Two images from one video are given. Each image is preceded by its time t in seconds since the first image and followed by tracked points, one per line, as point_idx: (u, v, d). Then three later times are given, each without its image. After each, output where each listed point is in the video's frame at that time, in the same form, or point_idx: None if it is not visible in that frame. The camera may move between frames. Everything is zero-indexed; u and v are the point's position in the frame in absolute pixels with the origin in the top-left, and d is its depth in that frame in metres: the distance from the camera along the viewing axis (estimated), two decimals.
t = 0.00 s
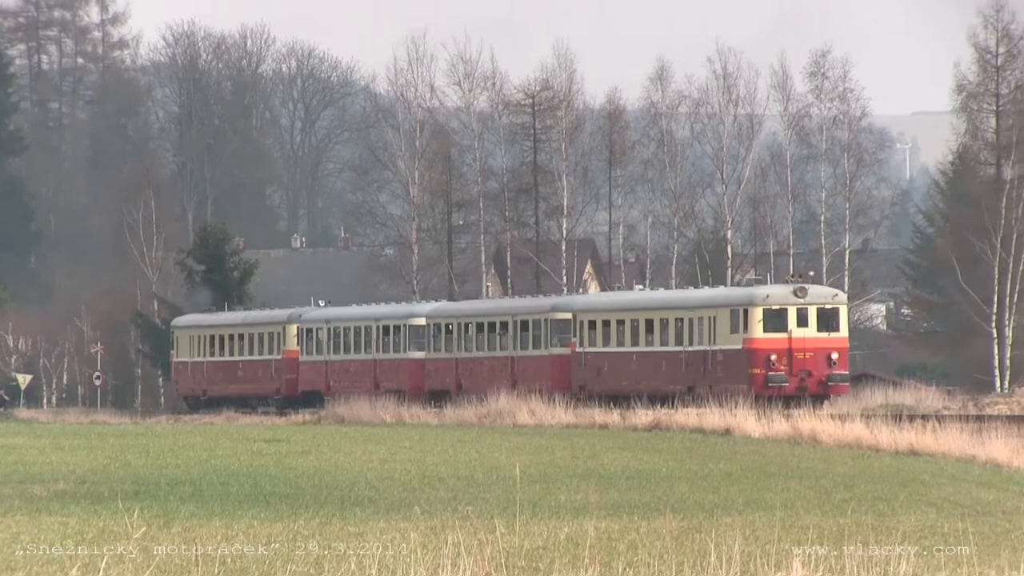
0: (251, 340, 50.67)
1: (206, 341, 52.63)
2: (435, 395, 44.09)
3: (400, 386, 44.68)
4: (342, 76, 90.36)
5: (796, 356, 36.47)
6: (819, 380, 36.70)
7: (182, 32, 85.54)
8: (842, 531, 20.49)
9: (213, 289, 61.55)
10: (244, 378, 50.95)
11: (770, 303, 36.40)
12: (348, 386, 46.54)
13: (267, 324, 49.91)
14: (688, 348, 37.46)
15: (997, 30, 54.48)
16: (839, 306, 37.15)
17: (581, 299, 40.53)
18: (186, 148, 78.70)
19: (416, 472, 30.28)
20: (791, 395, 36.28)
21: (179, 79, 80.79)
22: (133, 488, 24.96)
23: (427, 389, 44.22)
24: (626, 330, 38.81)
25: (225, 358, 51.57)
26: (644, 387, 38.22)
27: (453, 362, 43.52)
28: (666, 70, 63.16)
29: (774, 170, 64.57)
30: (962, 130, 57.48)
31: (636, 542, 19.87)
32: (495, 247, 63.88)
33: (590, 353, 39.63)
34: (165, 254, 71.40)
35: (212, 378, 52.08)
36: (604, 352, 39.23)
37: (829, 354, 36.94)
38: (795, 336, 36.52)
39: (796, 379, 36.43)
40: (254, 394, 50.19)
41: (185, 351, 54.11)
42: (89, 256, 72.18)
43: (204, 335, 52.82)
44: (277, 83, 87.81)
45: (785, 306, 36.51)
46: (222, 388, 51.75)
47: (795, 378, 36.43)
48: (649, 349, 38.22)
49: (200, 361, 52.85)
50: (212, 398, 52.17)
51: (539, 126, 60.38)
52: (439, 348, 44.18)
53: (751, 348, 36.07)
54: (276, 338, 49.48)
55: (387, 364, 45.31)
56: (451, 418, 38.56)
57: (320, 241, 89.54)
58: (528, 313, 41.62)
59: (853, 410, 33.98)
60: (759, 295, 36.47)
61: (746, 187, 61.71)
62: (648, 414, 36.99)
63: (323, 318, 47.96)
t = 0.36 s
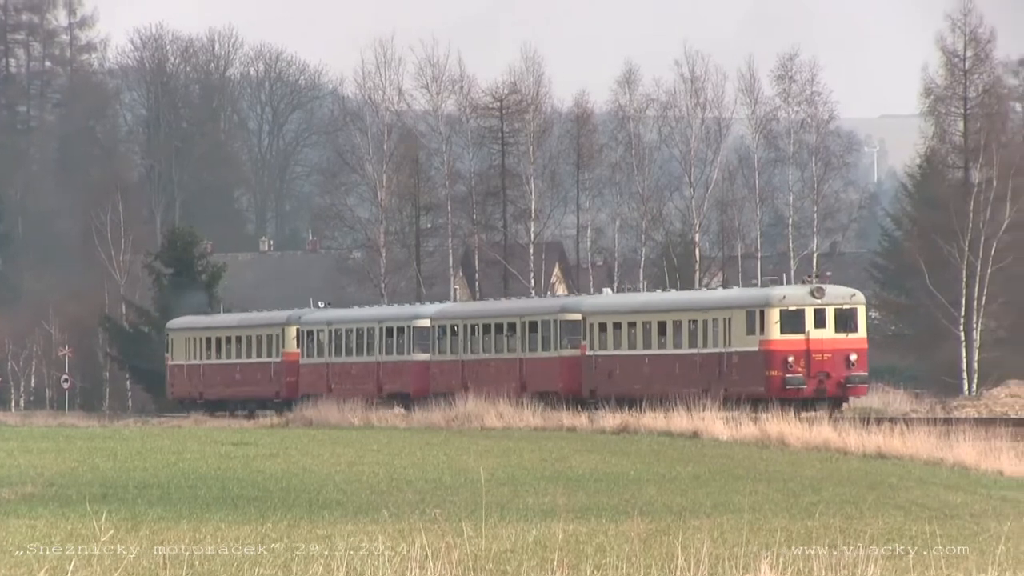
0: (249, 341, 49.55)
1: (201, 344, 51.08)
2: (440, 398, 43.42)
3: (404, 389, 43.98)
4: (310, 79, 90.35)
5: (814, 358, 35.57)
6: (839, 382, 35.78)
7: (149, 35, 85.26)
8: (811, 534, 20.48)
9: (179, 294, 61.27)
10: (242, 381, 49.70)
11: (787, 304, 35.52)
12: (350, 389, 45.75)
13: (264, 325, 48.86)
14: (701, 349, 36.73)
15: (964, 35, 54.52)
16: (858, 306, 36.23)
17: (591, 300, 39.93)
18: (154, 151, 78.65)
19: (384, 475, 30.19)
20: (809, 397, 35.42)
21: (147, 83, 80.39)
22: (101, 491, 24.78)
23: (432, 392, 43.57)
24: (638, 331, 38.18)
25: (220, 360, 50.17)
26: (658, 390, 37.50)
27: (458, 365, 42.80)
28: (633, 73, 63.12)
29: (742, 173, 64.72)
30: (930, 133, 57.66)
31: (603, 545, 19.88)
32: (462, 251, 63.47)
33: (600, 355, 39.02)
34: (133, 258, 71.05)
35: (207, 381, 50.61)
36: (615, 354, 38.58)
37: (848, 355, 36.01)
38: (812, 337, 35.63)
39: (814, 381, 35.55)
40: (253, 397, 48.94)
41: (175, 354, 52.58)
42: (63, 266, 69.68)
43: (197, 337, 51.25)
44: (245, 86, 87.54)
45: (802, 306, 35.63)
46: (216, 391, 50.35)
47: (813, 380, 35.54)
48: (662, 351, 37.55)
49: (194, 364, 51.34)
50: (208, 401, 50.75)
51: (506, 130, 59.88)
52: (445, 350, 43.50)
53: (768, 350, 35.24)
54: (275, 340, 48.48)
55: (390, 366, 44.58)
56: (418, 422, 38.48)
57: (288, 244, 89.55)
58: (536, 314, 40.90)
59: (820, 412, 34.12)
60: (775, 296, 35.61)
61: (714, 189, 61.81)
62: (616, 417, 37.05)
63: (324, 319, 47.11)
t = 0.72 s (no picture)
0: (248, 342, 48.72)
1: (201, 345, 50.30)
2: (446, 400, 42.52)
3: (409, 390, 43.07)
4: (277, 81, 90.30)
5: (834, 358, 34.59)
6: (859, 383, 34.77)
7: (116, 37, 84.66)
8: (777, 535, 20.56)
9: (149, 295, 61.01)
10: (241, 382, 48.84)
11: (807, 303, 34.53)
12: (353, 390, 44.84)
13: (265, 326, 48.06)
14: (718, 350, 35.95)
15: (932, 36, 55.04)
16: (879, 305, 35.25)
17: (603, 300, 39.20)
18: (122, 152, 78.42)
19: (351, 476, 30.18)
20: (830, 398, 34.39)
21: (116, 84, 78.93)
22: (69, 493, 24.68)
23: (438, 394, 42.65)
24: (652, 331, 37.40)
25: (220, 361, 49.34)
26: (673, 392, 36.74)
27: (465, 366, 41.93)
28: (601, 74, 63.13)
29: (710, 175, 64.90)
30: (898, 135, 57.77)
31: (571, 546, 19.86)
32: (430, 251, 63.60)
33: (614, 356, 38.30)
34: (101, 260, 70.84)
35: (207, 383, 49.78)
36: (629, 355, 37.84)
37: (869, 355, 34.98)
38: (832, 337, 34.64)
39: (834, 382, 34.53)
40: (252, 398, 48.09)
41: (175, 355, 51.86)
42: (32, 267, 66.89)
43: (197, 338, 50.50)
44: (213, 87, 87.38)
45: (822, 305, 34.63)
46: (215, 392, 49.51)
47: (833, 381, 34.53)
48: (676, 352, 36.73)
49: (194, 365, 50.55)
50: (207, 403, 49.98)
51: (474, 131, 60.06)
52: (451, 351, 42.60)
53: (787, 350, 34.25)
54: (275, 340, 47.65)
55: (395, 367, 43.70)
56: (387, 423, 38.45)
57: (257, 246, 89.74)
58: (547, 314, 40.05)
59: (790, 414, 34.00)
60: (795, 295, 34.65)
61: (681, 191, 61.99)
62: (585, 419, 37.15)
63: (326, 319, 46.21)
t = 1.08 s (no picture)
0: (236, 343, 47.34)
1: (187, 347, 48.83)
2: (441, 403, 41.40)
3: (403, 394, 41.88)
4: (232, 84, 87.38)
5: (842, 362, 33.67)
6: (868, 386, 33.79)
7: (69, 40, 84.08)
8: (733, 539, 20.58)
9: (103, 298, 60.30)
10: (229, 385, 47.41)
11: (814, 305, 33.64)
12: (344, 393, 43.58)
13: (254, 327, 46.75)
14: (723, 353, 35.00)
15: (887, 40, 55.61)
16: (888, 306, 34.20)
17: (604, 302, 38.23)
18: (76, 156, 77.84)
19: (306, 480, 30.05)
20: (838, 403, 33.47)
21: (71, 87, 75.67)
22: (23, 497, 24.48)
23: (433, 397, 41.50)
24: (655, 334, 36.39)
25: (207, 363, 47.89)
26: (678, 395, 35.78)
27: (462, 369, 40.89)
28: (556, 78, 63.01)
29: (664, 179, 65.17)
30: (853, 139, 57.90)
31: (526, 550, 19.80)
32: (385, 255, 63.38)
33: (615, 358, 37.33)
34: (55, 263, 70.40)
35: (193, 385, 48.27)
36: (631, 358, 36.90)
37: (878, 358, 34.00)
38: (840, 340, 33.71)
39: (842, 386, 33.61)
40: (240, 402, 46.65)
41: (159, 358, 50.31)
42: None
43: (182, 340, 49.04)
44: (167, 91, 85.09)
45: (830, 308, 33.70)
46: (202, 395, 48.02)
47: (841, 385, 33.61)
48: (680, 354, 35.76)
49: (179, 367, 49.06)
50: (192, 406, 48.45)
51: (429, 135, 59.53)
52: (447, 354, 41.54)
53: (794, 353, 33.39)
54: (265, 342, 46.29)
55: (388, 370, 42.49)
56: (341, 426, 38.39)
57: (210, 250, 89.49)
58: (547, 316, 39.05)
59: (745, 415, 33.98)
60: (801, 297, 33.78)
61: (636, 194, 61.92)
62: (539, 422, 37.36)
63: (316, 321, 44.97)
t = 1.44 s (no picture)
0: (218, 344, 46.23)
1: (168, 348, 47.64)
2: (432, 405, 40.44)
3: (393, 397, 40.87)
4: (182, 85, 86.97)
5: (845, 362, 32.54)
6: (872, 388, 32.66)
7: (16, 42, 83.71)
8: (683, 541, 20.64)
9: (52, 300, 59.84)
10: (213, 386, 46.17)
11: (817, 305, 32.53)
12: (332, 395, 42.48)
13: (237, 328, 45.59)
14: (725, 354, 33.89)
15: (836, 41, 55.90)
16: (892, 306, 33.05)
17: (602, 301, 37.09)
18: (25, 157, 77.33)
19: (255, 483, 29.92)
20: (842, 405, 32.38)
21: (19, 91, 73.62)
22: None
23: (424, 400, 40.55)
24: (654, 335, 35.27)
25: (189, 365, 46.67)
26: (680, 397, 34.66)
27: (454, 370, 39.81)
28: (506, 80, 63.03)
29: (613, 181, 65.38)
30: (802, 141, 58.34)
31: (476, 552, 19.82)
32: (335, 257, 63.06)
33: (613, 360, 36.24)
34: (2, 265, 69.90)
35: (175, 387, 47.09)
36: (629, 360, 35.78)
37: (881, 359, 32.85)
38: (842, 340, 32.59)
39: (845, 388, 32.50)
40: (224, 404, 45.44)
41: (140, 359, 49.12)
42: None
43: (164, 341, 47.85)
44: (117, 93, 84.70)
45: (832, 308, 32.57)
46: (184, 397, 46.77)
47: (844, 386, 32.49)
48: (681, 356, 34.69)
49: (160, 368, 47.87)
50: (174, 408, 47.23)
51: (378, 136, 59.63)
52: (438, 355, 40.47)
53: (796, 354, 32.30)
54: (249, 344, 45.14)
55: (377, 372, 41.40)
56: (290, 429, 38.34)
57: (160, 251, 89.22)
58: (542, 316, 37.92)
59: (693, 418, 34.16)
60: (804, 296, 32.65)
61: (584, 197, 61.78)
62: (488, 425, 37.53)
63: (303, 321, 43.78)
